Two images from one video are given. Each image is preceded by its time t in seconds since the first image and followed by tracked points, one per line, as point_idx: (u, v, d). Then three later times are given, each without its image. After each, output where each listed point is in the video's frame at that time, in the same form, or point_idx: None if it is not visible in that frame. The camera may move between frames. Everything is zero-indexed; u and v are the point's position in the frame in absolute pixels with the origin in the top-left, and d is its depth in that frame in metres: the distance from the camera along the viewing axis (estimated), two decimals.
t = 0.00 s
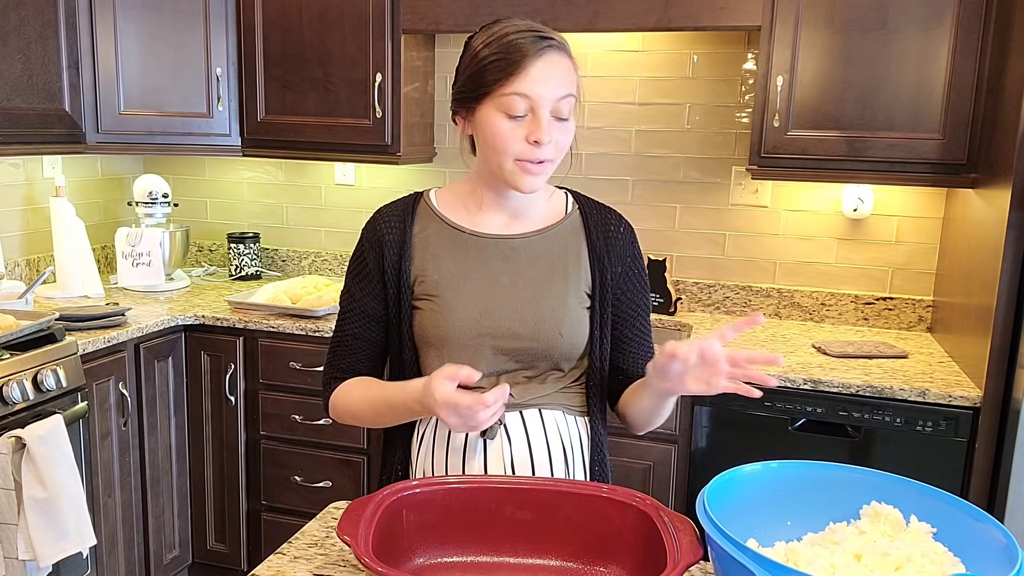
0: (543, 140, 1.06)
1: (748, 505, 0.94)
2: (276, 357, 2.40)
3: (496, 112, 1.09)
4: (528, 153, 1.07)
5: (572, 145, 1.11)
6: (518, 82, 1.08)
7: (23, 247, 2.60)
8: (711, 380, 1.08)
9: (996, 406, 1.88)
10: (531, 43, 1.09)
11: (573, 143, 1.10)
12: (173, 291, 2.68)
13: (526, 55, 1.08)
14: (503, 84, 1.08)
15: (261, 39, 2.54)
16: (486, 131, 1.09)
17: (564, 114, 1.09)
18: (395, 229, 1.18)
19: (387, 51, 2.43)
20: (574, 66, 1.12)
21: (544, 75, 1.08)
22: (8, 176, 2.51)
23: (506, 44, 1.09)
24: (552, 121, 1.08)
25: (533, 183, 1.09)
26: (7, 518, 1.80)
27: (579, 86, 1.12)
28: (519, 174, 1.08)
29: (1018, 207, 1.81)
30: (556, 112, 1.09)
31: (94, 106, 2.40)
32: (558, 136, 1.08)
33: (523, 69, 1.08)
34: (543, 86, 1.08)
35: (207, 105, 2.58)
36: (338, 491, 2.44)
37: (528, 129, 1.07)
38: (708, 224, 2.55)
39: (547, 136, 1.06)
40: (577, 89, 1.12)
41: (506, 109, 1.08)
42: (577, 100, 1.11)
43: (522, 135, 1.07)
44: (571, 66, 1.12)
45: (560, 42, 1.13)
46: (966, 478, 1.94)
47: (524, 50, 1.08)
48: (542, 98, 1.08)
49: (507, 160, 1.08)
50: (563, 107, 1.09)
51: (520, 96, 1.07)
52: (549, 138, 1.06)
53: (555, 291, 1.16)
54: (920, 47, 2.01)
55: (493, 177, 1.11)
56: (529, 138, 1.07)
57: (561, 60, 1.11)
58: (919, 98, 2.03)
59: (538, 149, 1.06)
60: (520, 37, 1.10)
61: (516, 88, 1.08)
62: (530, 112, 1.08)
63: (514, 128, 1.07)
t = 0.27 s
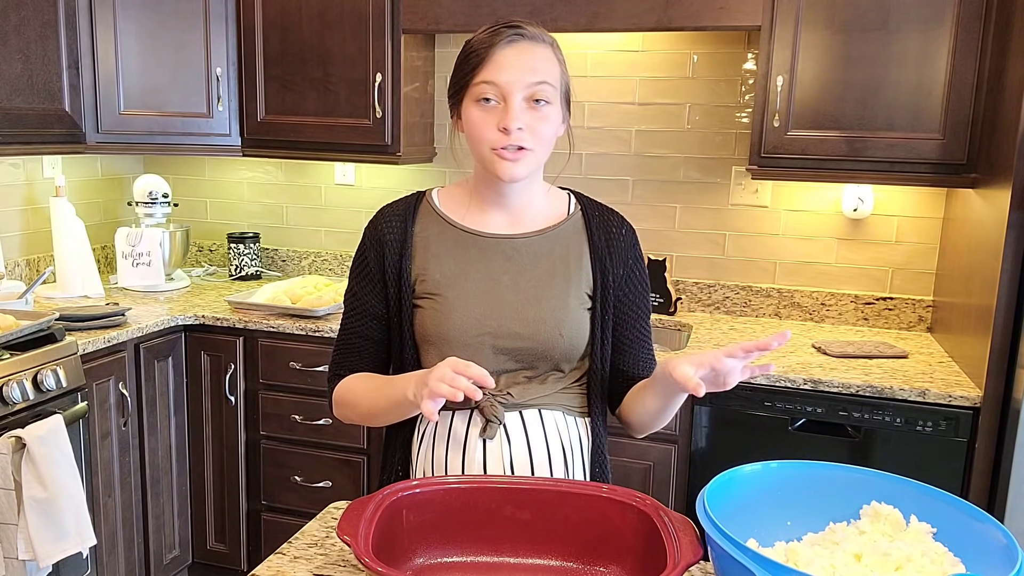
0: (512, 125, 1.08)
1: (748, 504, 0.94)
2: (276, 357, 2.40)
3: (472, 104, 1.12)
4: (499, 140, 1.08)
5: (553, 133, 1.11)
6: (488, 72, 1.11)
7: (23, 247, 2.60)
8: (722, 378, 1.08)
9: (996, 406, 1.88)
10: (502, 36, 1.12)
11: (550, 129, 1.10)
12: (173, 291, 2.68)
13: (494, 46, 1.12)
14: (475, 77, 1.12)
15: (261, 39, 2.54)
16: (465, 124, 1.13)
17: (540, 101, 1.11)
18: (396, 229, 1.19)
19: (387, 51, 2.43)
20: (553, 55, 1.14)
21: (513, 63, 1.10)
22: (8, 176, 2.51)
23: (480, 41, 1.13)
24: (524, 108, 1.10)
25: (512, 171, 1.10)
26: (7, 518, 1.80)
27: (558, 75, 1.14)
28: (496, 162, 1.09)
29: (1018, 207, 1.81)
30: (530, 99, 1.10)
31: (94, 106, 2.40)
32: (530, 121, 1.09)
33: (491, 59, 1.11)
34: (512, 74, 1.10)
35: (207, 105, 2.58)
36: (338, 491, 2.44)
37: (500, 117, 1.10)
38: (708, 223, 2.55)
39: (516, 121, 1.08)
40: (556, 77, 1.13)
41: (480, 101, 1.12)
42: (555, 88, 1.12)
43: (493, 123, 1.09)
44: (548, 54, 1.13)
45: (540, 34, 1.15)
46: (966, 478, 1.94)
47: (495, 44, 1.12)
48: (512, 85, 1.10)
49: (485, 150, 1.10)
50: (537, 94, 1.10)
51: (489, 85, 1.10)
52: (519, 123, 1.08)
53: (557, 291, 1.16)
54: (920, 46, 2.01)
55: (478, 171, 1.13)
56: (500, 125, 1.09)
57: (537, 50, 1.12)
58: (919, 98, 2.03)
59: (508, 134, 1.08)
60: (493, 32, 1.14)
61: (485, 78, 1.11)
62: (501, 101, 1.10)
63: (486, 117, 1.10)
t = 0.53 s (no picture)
0: (499, 122, 1.09)
1: (748, 504, 0.94)
2: (277, 357, 2.40)
3: (462, 105, 1.13)
4: (486, 138, 1.09)
5: (543, 129, 1.12)
6: (475, 72, 1.12)
7: (24, 247, 2.60)
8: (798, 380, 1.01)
9: (995, 405, 1.88)
10: (490, 35, 1.13)
11: (540, 125, 1.11)
12: (174, 291, 2.68)
13: (481, 45, 1.13)
14: (464, 77, 1.13)
15: (261, 40, 2.55)
16: (456, 124, 1.14)
17: (528, 98, 1.11)
18: (396, 229, 1.19)
19: (387, 52, 2.43)
20: (541, 52, 1.14)
21: (499, 61, 1.11)
22: (9, 176, 2.51)
23: (467, 43, 1.15)
24: (512, 106, 1.10)
25: (502, 168, 1.10)
26: (8, 518, 1.80)
27: (547, 72, 1.14)
28: (486, 160, 1.10)
29: (1017, 208, 1.82)
30: (518, 96, 1.11)
31: (94, 106, 2.40)
32: (517, 118, 1.10)
33: (478, 58, 1.12)
34: (499, 72, 1.11)
35: (207, 105, 2.58)
36: (338, 491, 2.44)
37: (487, 115, 1.10)
38: (707, 224, 2.56)
39: (503, 118, 1.09)
40: (544, 73, 1.13)
41: (469, 100, 1.13)
42: (544, 84, 1.13)
43: (481, 122, 1.10)
44: (536, 51, 1.14)
45: (527, 33, 1.15)
46: (965, 478, 1.94)
47: (481, 44, 1.13)
48: (498, 83, 1.11)
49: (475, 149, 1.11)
50: (524, 91, 1.11)
51: (477, 84, 1.11)
52: (506, 120, 1.09)
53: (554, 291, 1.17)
54: (920, 47, 2.01)
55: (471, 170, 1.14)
56: (487, 123, 1.10)
57: (525, 47, 1.13)
58: (918, 99, 2.04)
59: (495, 132, 1.09)
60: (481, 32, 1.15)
61: (472, 78, 1.12)
62: (489, 99, 1.11)
63: (475, 116, 1.11)
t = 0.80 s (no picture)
0: (505, 126, 1.09)
1: (749, 504, 0.94)
2: (277, 357, 2.40)
3: (465, 113, 1.14)
4: (495, 143, 1.09)
5: (550, 127, 1.12)
6: (474, 80, 1.12)
7: (24, 247, 2.60)
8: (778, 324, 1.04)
9: (996, 405, 1.88)
10: (485, 42, 1.14)
11: (546, 124, 1.11)
12: (174, 291, 2.68)
13: (477, 52, 1.13)
14: (464, 86, 1.14)
15: (261, 40, 2.55)
16: (462, 132, 1.14)
17: (530, 99, 1.11)
18: (407, 225, 1.20)
19: (387, 52, 2.43)
20: (537, 50, 1.14)
21: (496, 65, 1.12)
22: (9, 176, 2.51)
23: (463, 52, 1.15)
24: (515, 108, 1.10)
25: (513, 170, 1.10)
26: (8, 518, 1.80)
27: (547, 70, 1.14)
28: (496, 165, 1.10)
29: (1017, 208, 1.82)
30: (520, 98, 1.11)
31: (94, 106, 2.40)
32: (522, 119, 1.10)
33: (473, 66, 1.13)
34: (498, 77, 1.11)
35: (207, 105, 2.58)
36: (338, 491, 2.44)
37: (493, 120, 1.10)
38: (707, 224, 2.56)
39: (508, 122, 1.09)
40: (542, 70, 1.13)
41: (472, 107, 1.13)
42: (544, 81, 1.13)
43: (487, 127, 1.10)
44: (531, 50, 1.14)
45: (520, 32, 1.15)
46: (965, 478, 1.94)
47: (476, 51, 1.13)
48: (498, 88, 1.11)
49: (484, 154, 1.11)
50: (526, 91, 1.11)
51: (478, 91, 1.11)
52: (511, 123, 1.09)
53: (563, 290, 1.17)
54: (920, 47, 2.01)
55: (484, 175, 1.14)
56: (492, 128, 1.10)
57: (520, 48, 1.13)
58: (918, 99, 2.04)
59: (501, 136, 1.09)
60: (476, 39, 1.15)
61: (472, 86, 1.12)
62: (491, 104, 1.11)
63: (480, 123, 1.11)
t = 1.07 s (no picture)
0: (509, 137, 1.08)
1: (748, 503, 0.94)
2: (276, 357, 2.40)
3: (470, 116, 1.13)
4: (497, 152, 1.09)
5: (552, 140, 1.12)
6: (483, 84, 1.11)
7: (24, 247, 2.60)
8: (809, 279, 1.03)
9: (996, 405, 1.88)
10: (498, 45, 1.11)
11: (549, 138, 1.11)
12: (174, 291, 2.68)
13: (489, 56, 1.11)
14: (473, 88, 1.12)
15: (261, 40, 2.55)
16: (465, 135, 1.13)
17: (537, 110, 1.11)
18: (404, 223, 1.19)
19: (387, 52, 2.43)
20: (549, 59, 1.13)
21: (507, 73, 1.10)
22: (9, 176, 2.51)
23: (473, 52, 1.13)
24: (521, 119, 1.10)
25: (511, 181, 1.11)
26: (8, 518, 1.80)
27: (556, 80, 1.13)
28: (495, 173, 1.11)
29: (1018, 208, 1.82)
30: (526, 109, 1.10)
31: (94, 106, 2.40)
32: (526, 132, 1.09)
33: (486, 70, 1.11)
34: (507, 85, 1.10)
35: (207, 105, 2.58)
36: (338, 490, 2.44)
37: (497, 128, 1.10)
38: (707, 224, 2.56)
39: (513, 133, 1.09)
40: (552, 82, 1.12)
41: (477, 112, 1.12)
42: (553, 95, 1.12)
43: (490, 135, 1.10)
44: (544, 60, 1.12)
45: (534, 38, 1.13)
46: (965, 478, 1.94)
47: (489, 55, 1.11)
48: (507, 97, 1.10)
49: (484, 161, 1.11)
50: (533, 103, 1.10)
51: (486, 97, 1.10)
52: (515, 135, 1.08)
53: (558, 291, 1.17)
54: (920, 47, 2.01)
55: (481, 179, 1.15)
56: (496, 137, 1.09)
57: (532, 57, 1.12)
58: (918, 98, 2.04)
59: (504, 147, 1.09)
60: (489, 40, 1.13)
61: (481, 91, 1.11)
62: (497, 112, 1.10)
63: (484, 129, 1.11)
